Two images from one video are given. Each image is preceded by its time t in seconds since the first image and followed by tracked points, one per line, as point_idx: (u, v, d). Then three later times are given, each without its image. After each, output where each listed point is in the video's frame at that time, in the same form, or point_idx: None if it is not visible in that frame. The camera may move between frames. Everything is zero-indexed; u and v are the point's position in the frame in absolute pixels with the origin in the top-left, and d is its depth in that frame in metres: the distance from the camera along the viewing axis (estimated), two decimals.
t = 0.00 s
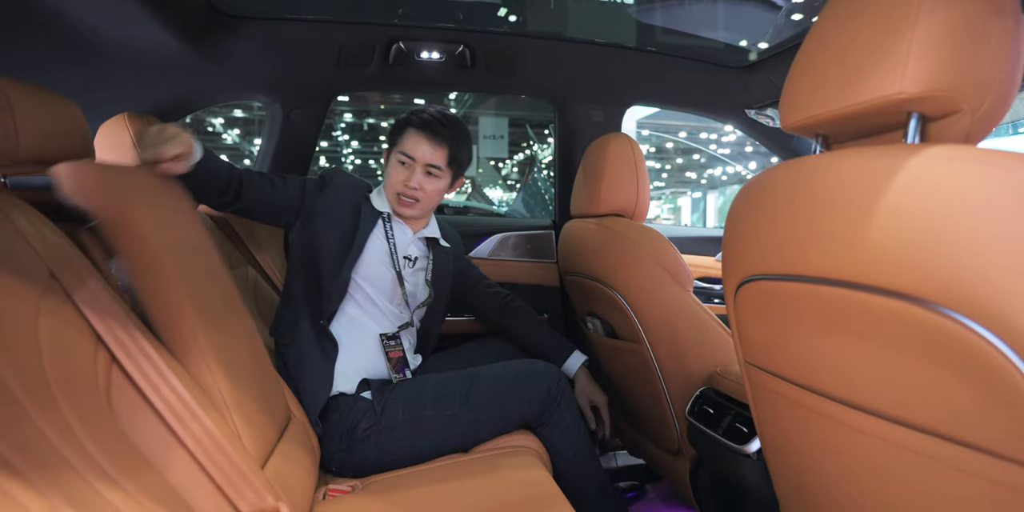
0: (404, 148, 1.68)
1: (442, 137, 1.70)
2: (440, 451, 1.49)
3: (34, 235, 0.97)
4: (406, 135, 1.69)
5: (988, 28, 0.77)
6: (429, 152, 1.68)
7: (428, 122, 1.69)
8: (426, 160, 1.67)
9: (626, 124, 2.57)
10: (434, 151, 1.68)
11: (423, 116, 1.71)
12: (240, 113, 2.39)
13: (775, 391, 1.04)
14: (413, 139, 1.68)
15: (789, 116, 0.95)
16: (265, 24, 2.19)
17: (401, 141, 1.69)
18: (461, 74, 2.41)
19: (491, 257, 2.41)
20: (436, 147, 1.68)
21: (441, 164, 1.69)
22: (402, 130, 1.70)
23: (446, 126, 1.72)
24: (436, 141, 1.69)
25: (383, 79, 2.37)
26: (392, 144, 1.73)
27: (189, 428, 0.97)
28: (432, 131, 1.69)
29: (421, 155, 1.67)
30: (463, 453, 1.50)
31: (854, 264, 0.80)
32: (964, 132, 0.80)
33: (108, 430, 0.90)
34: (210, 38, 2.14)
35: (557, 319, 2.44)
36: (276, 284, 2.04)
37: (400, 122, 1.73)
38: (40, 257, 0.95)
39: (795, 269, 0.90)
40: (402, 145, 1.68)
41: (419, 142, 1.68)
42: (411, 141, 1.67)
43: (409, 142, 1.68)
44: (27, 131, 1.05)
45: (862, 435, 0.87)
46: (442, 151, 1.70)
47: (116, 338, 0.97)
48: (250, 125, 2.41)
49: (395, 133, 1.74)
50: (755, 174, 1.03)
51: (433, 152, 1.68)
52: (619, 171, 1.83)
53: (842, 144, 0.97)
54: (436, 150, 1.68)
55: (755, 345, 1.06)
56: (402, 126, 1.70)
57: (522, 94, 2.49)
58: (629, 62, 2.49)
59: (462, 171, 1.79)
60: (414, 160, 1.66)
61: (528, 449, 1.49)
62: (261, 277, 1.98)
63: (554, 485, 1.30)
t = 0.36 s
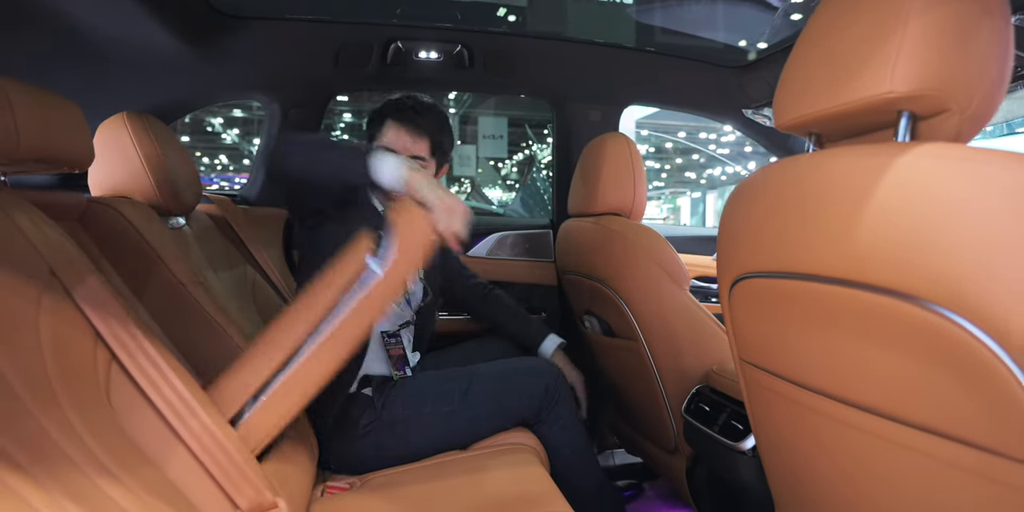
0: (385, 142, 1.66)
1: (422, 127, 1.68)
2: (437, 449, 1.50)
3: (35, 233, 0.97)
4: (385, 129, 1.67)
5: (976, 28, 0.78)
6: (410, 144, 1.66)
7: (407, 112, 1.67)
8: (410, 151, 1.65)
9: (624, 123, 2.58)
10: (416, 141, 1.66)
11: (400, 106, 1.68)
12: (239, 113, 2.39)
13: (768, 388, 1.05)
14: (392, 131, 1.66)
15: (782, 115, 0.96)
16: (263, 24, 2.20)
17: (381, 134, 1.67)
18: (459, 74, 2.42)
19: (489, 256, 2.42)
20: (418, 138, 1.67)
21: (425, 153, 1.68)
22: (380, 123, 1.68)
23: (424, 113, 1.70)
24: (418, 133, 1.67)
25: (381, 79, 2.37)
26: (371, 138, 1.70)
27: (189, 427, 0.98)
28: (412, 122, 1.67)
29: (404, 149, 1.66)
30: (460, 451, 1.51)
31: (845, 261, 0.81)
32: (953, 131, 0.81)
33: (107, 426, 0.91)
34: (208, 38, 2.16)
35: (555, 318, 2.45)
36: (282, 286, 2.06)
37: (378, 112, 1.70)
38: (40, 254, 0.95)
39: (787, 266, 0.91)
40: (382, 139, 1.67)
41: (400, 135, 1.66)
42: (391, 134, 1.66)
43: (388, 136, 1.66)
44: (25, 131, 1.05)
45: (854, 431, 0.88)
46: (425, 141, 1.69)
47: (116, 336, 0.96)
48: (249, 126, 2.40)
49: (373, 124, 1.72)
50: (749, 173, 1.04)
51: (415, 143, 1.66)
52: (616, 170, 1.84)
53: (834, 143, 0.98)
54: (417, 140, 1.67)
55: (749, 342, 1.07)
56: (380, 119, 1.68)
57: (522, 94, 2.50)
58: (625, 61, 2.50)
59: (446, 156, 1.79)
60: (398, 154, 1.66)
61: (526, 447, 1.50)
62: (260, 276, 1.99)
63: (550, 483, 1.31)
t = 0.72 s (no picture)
0: (434, 159, 1.45)
1: (474, 145, 1.47)
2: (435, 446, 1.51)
3: (36, 230, 0.99)
4: (435, 144, 1.44)
5: (964, 27, 0.79)
6: (463, 166, 1.46)
7: (461, 129, 1.45)
8: (461, 175, 1.47)
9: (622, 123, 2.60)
10: (469, 164, 1.47)
11: (452, 118, 1.45)
12: (240, 113, 2.42)
13: (762, 384, 1.07)
14: (444, 149, 1.44)
15: (775, 113, 0.97)
16: (262, 24, 2.21)
17: (429, 146, 1.45)
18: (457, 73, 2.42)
19: (487, 255, 2.44)
20: (470, 158, 1.47)
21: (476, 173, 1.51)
22: (431, 135, 1.45)
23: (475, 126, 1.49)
24: (468, 149, 1.46)
25: (380, 78, 2.39)
26: (415, 146, 1.47)
27: (187, 420, 0.98)
28: (467, 141, 1.46)
29: (456, 170, 1.45)
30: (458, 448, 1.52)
31: (836, 257, 0.82)
32: (941, 129, 0.82)
33: (107, 421, 0.92)
34: (207, 38, 2.17)
35: (553, 316, 2.47)
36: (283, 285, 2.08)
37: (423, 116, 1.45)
38: (40, 251, 0.97)
39: (780, 263, 0.92)
40: (431, 154, 1.45)
41: (450, 150, 1.45)
42: (443, 152, 1.44)
43: (439, 153, 1.44)
44: (25, 129, 1.06)
45: (845, 425, 0.89)
46: (473, 160, 1.48)
47: (115, 330, 0.99)
48: (249, 125, 2.44)
49: (416, 130, 1.47)
50: (742, 171, 1.05)
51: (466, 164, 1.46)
52: (613, 169, 1.85)
53: (826, 140, 0.99)
54: (469, 161, 1.47)
55: (743, 339, 1.08)
56: (429, 131, 1.45)
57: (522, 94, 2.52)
58: (622, 60, 2.51)
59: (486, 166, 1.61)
60: (446, 174, 1.45)
61: (523, 444, 1.51)
62: (259, 274, 2.00)
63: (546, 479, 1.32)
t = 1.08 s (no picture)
0: (398, 148, 1.41)
1: (440, 136, 1.45)
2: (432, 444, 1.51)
3: (32, 229, 0.99)
4: (400, 133, 1.42)
5: (955, 26, 0.79)
6: (429, 153, 1.43)
7: (424, 116, 1.43)
8: (428, 164, 1.43)
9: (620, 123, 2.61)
10: (436, 153, 1.44)
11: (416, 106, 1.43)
12: (239, 112, 2.42)
13: (756, 382, 1.07)
14: (409, 138, 1.41)
15: (768, 113, 0.97)
16: (259, 23, 2.21)
17: (393, 137, 1.42)
18: (455, 72, 2.43)
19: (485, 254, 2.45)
20: (437, 148, 1.44)
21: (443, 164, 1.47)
22: (395, 126, 1.42)
23: (437, 114, 1.46)
24: (433, 139, 1.43)
25: (378, 79, 2.40)
26: (379, 138, 1.43)
27: (183, 419, 0.99)
28: (433, 130, 1.43)
29: (420, 158, 1.42)
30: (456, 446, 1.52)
31: (829, 256, 0.82)
32: (933, 128, 0.83)
33: (102, 419, 0.93)
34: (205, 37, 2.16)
35: (550, 315, 2.48)
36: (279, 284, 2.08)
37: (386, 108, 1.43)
38: (36, 250, 0.97)
39: (773, 261, 0.93)
40: (396, 144, 1.41)
41: (414, 140, 1.41)
42: (410, 140, 1.41)
43: (404, 143, 1.41)
44: (21, 128, 1.06)
45: (840, 424, 0.90)
46: (440, 148, 1.45)
47: (110, 328, 0.99)
48: (249, 125, 2.43)
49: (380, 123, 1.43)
50: (736, 169, 1.06)
51: (432, 151, 1.43)
52: (609, 168, 1.86)
53: (819, 139, 0.99)
54: (434, 149, 1.44)
55: (737, 337, 1.08)
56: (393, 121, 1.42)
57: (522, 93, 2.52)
58: (621, 60, 2.51)
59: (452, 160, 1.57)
60: (412, 164, 1.42)
61: (519, 442, 1.51)
62: (257, 274, 2.00)
63: (542, 478, 1.32)
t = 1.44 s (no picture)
0: (299, 145, 1.50)
1: (334, 123, 1.55)
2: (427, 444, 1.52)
3: (29, 229, 1.00)
4: (295, 130, 1.49)
5: (941, 29, 0.80)
6: (329, 142, 1.53)
7: (316, 108, 1.52)
8: (331, 152, 1.54)
9: (619, 122, 2.61)
10: (334, 139, 1.55)
11: (302, 100, 1.51)
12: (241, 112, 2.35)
13: (747, 382, 1.08)
14: (307, 133, 1.50)
15: (759, 115, 0.98)
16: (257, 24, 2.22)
17: (289, 136, 1.49)
18: (450, 73, 2.43)
19: (482, 254, 2.46)
20: (333, 135, 1.55)
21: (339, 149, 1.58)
22: (286, 124, 1.49)
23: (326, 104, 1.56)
24: (329, 127, 1.54)
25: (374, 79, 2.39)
26: (271, 141, 1.49)
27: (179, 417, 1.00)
28: (328, 119, 1.53)
29: (324, 149, 1.52)
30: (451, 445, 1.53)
31: (817, 257, 0.83)
32: (920, 129, 0.84)
33: (98, 418, 0.93)
34: (202, 38, 2.17)
35: (547, 315, 2.49)
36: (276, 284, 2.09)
37: (275, 109, 1.49)
38: (34, 250, 0.98)
39: (763, 262, 0.93)
40: (295, 141, 1.49)
41: (314, 134, 1.51)
42: (306, 134, 1.50)
43: (304, 138, 1.50)
44: (19, 128, 1.07)
45: (828, 424, 0.90)
46: (336, 135, 1.56)
47: (107, 327, 1.00)
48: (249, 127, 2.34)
49: (269, 126, 1.49)
50: (729, 170, 1.06)
51: (330, 139, 1.53)
52: (604, 169, 1.87)
53: (810, 139, 1.00)
54: (332, 138, 1.54)
55: (729, 336, 1.09)
56: (285, 120, 1.48)
57: (521, 93, 2.52)
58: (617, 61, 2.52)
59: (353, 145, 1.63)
60: (316, 156, 1.52)
61: (514, 441, 1.52)
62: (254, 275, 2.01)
63: (536, 477, 1.33)
